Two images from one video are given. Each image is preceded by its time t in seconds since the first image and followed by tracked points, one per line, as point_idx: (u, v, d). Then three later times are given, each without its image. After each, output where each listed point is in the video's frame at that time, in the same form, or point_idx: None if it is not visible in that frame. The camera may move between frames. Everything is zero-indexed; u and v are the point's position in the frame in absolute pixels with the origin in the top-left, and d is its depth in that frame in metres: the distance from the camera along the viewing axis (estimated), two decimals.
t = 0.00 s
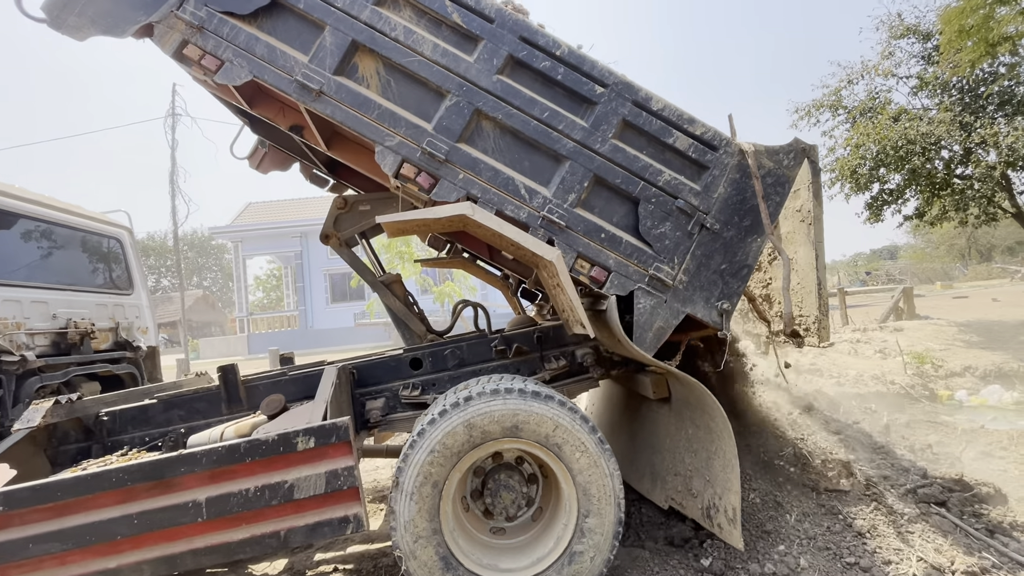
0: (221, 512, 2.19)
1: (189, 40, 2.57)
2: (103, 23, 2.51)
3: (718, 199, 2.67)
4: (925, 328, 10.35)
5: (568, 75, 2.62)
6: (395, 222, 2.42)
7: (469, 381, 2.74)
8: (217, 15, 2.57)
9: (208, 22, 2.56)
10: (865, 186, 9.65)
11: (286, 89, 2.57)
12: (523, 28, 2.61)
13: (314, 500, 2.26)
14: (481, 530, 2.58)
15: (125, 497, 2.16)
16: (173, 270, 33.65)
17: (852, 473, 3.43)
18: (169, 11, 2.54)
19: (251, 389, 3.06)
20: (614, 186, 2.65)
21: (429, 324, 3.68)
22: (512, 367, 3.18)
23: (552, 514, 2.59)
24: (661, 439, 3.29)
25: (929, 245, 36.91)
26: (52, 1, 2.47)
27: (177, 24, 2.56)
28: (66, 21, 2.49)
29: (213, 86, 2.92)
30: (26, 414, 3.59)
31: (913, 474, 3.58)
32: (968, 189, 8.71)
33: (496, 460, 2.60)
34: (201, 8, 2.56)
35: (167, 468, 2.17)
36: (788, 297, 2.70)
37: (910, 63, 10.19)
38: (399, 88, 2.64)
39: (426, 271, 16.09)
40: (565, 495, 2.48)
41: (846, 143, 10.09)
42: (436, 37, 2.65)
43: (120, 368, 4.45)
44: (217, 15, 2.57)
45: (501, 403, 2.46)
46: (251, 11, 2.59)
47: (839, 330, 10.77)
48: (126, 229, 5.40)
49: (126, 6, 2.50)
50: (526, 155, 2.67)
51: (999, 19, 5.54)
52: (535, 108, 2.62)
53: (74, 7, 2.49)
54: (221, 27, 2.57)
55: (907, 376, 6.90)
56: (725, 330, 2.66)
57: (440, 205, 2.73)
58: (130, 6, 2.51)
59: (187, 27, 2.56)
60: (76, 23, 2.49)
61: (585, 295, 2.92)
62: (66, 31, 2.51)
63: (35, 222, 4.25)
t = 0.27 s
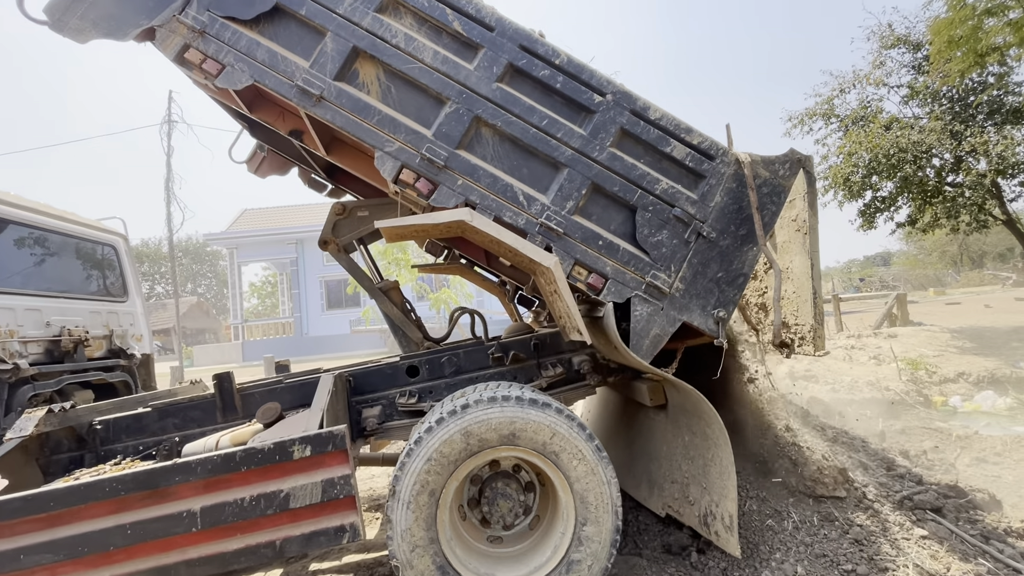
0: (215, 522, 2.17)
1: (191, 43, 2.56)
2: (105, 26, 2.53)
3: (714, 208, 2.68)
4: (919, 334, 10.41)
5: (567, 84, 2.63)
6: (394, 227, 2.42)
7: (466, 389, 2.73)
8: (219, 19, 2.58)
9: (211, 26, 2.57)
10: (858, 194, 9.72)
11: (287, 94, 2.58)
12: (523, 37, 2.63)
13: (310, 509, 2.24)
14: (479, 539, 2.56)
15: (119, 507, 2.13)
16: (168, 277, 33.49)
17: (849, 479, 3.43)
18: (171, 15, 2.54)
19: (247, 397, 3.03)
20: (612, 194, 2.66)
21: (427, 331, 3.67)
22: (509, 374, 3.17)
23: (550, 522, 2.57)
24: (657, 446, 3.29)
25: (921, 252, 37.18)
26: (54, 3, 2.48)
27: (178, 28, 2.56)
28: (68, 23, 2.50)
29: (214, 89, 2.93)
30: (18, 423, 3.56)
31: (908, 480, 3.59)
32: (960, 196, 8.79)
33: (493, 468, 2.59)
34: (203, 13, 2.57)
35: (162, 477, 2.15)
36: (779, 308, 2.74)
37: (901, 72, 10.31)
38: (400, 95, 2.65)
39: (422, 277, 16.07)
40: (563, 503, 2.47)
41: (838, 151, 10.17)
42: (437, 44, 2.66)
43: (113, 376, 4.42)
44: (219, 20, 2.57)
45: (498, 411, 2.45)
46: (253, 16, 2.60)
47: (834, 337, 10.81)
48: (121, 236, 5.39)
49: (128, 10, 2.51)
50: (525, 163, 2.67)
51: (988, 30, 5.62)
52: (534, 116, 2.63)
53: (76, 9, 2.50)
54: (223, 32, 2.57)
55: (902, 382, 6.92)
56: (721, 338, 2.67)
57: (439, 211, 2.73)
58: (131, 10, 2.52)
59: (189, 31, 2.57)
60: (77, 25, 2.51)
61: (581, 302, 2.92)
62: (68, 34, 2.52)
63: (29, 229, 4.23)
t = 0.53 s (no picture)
0: (204, 537, 2.14)
1: (191, 51, 2.58)
2: (105, 34, 2.53)
3: (707, 222, 2.71)
4: (908, 345, 10.50)
5: (563, 98, 2.66)
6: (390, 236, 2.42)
7: (459, 401, 2.71)
8: (220, 28, 2.60)
9: (211, 34, 2.59)
10: (846, 206, 9.83)
11: (286, 103, 2.59)
12: (520, 51, 2.66)
13: (301, 524, 2.21)
14: (471, 553, 2.54)
15: (105, 523, 2.10)
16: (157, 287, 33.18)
17: (842, 491, 3.44)
18: (172, 23, 2.56)
19: (238, 410, 3.01)
20: (606, 207, 2.68)
21: (420, 342, 3.67)
22: (502, 386, 3.16)
23: (543, 536, 2.56)
24: (650, 458, 3.29)
25: (909, 264, 37.63)
26: (54, 10, 2.48)
27: (179, 36, 2.58)
28: (67, 29, 2.49)
29: (212, 97, 2.94)
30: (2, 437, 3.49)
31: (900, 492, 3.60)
32: (945, 209, 8.92)
33: (486, 481, 2.57)
34: (204, 21, 2.59)
35: (150, 493, 2.12)
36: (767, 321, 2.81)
37: (886, 88, 10.50)
38: (397, 105, 2.66)
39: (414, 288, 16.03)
40: (556, 516, 2.46)
41: (826, 165, 10.30)
42: (435, 57, 2.68)
43: (101, 389, 4.36)
44: (220, 28, 2.59)
45: (492, 423, 2.44)
46: (253, 25, 2.61)
47: (824, 347, 10.87)
48: (111, 246, 5.35)
49: (129, 18, 2.52)
50: (520, 175, 2.69)
51: (969, 47, 5.75)
52: (530, 129, 2.65)
53: (77, 16, 2.49)
54: (223, 41, 2.59)
55: (892, 393, 6.97)
56: (713, 351, 2.68)
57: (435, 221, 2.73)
58: (132, 18, 2.53)
59: (189, 39, 2.58)
60: (78, 32, 2.50)
61: (575, 313, 2.92)
62: (68, 40, 2.51)
63: (18, 240, 4.18)
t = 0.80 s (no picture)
0: (185, 557, 2.09)
1: (187, 61, 2.58)
2: (101, 41, 2.52)
3: (695, 240, 2.73)
4: (893, 358, 10.62)
5: (555, 115, 2.69)
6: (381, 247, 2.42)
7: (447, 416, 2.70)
8: (216, 39, 2.60)
9: (207, 45, 2.59)
10: (831, 221, 9.98)
11: (280, 114, 2.59)
12: (514, 68, 2.69)
13: (286, 543, 2.17)
14: (459, 571, 2.51)
15: (83, 544, 2.05)
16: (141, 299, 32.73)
17: (829, 506, 3.45)
18: (169, 33, 2.56)
19: (223, 425, 2.97)
20: (596, 222, 2.70)
21: (409, 357, 3.65)
22: (491, 401, 3.15)
23: (532, 553, 2.53)
24: (639, 473, 3.28)
25: (892, 277, 38.19)
26: (50, 16, 2.46)
27: (175, 45, 2.58)
28: (63, 36, 2.48)
29: (206, 106, 2.93)
30: None
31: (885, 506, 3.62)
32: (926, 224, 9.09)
33: (475, 498, 2.55)
34: (201, 32, 2.59)
35: (130, 512, 2.07)
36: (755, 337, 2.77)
37: (867, 106, 10.73)
38: (391, 118, 2.67)
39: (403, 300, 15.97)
40: (545, 534, 2.44)
41: (811, 180, 10.47)
42: (430, 72, 2.70)
43: (82, 404, 4.28)
44: (216, 39, 2.60)
45: (480, 439, 2.43)
46: (250, 37, 2.62)
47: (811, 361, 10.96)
48: (96, 259, 5.29)
49: (126, 27, 2.53)
50: (512, 189, 2.70)
51: (945, 68, 5.90)
52: (522, 145, 2.67)
53: (73, 23, 2.48)
54: (220, 51, 2.59)
55: (877, 406, 7.03)
56: (700, 366, 2.69)
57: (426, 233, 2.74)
58: (129, 26, 2.53)
59: (186, 49, 2.58)
60: (73, 39, 2.49)
61: (565, 327, 2.93)
62: (63, 46, 2.50)
63: None
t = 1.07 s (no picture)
0: None
1: (181, 66, 2.57)
2: (95, 45, 2.51)
3: (684, 254, 2.75)
4: (878, 369, 10.73)
5: (548, 129, 2.70)
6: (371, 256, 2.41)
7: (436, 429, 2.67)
8: (212, 46, 2.59)
9: (202, 52, 2.58)
10: (816, 234, 10.10)
11: (274, 121, 2.58)
12: (508, 82, 2.70)
13: (270, 560, 2.13)
14: None
15: (58, 563, 1.98)
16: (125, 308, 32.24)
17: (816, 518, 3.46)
18: (164, 39, 2.55)
19: (207, 439, 2.92)
20: (587, 235, 2.70)
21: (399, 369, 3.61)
22: (480, 414, 3.12)
23: (521, 569, 2.50)
24: (627, 486, 3.26)
25: (877, 289, 38.70)
26: (44, 19, 2.46)
27: (170, 51, 2.56)
28: (56, 40, 2.47)
29: (199, 112, 2.91)
30: None
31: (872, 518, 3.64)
32: (908, 237, 9.24)
33: (464, 513, 2.52)
34: (196, 38, 2.58)
35: (108, 530, 2.02)
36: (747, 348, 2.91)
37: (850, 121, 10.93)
38: (385, 129, 2.67)
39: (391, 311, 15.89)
40: (534, 549, 2.41)
41: (796, 194, 10.61)
42: (424, 83, 2.71)
43: (61, 418, 4.18)
44: (211, 46, 2.59)
45: (469, 453, 2.41)
46: (245, 44, 2.61)
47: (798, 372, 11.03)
48: (78, 269, 5.21)
49: (121, 32, 2.52)
50: (504, 201, 2.70)
51: (924, 86, 6.01)
52: (515, 157, 2.67)
53: (67, 26, 2.48)
54: (214, 58, 2.58)
55: (864, 417, 7.08)
56: (689, 380, 2.68)
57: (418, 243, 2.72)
58: (124, 31, 2.52)
59: (180, 55, 2.57)
60: (66, 42, 2.48)
61: (555, 339, 2.92)
62: (55, 49, 2.49)
63: None
